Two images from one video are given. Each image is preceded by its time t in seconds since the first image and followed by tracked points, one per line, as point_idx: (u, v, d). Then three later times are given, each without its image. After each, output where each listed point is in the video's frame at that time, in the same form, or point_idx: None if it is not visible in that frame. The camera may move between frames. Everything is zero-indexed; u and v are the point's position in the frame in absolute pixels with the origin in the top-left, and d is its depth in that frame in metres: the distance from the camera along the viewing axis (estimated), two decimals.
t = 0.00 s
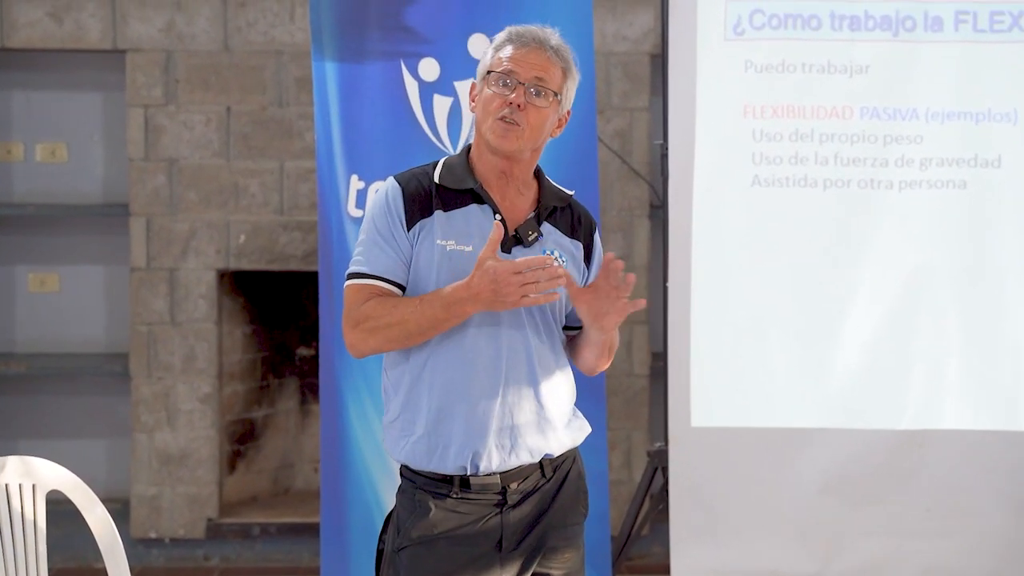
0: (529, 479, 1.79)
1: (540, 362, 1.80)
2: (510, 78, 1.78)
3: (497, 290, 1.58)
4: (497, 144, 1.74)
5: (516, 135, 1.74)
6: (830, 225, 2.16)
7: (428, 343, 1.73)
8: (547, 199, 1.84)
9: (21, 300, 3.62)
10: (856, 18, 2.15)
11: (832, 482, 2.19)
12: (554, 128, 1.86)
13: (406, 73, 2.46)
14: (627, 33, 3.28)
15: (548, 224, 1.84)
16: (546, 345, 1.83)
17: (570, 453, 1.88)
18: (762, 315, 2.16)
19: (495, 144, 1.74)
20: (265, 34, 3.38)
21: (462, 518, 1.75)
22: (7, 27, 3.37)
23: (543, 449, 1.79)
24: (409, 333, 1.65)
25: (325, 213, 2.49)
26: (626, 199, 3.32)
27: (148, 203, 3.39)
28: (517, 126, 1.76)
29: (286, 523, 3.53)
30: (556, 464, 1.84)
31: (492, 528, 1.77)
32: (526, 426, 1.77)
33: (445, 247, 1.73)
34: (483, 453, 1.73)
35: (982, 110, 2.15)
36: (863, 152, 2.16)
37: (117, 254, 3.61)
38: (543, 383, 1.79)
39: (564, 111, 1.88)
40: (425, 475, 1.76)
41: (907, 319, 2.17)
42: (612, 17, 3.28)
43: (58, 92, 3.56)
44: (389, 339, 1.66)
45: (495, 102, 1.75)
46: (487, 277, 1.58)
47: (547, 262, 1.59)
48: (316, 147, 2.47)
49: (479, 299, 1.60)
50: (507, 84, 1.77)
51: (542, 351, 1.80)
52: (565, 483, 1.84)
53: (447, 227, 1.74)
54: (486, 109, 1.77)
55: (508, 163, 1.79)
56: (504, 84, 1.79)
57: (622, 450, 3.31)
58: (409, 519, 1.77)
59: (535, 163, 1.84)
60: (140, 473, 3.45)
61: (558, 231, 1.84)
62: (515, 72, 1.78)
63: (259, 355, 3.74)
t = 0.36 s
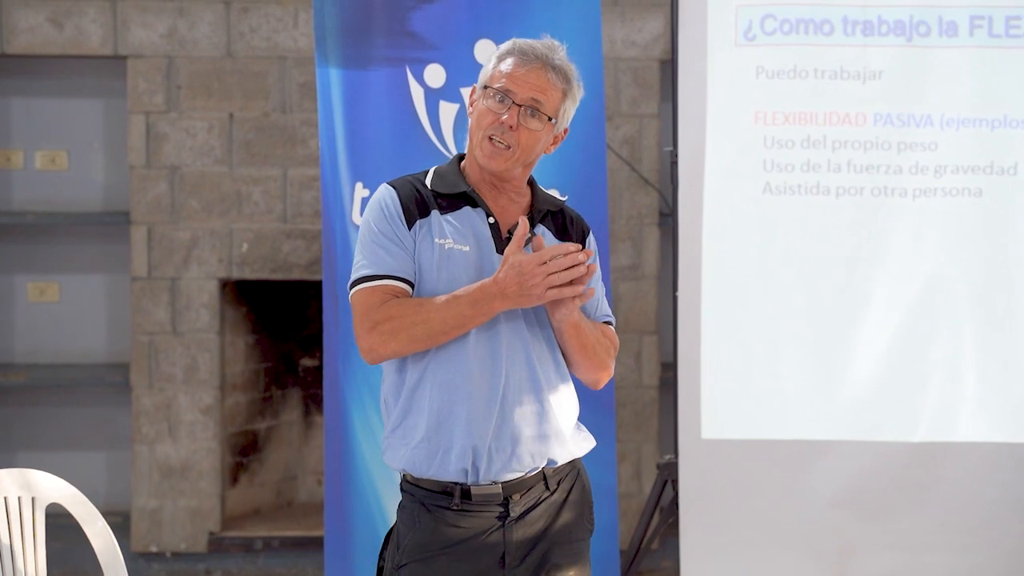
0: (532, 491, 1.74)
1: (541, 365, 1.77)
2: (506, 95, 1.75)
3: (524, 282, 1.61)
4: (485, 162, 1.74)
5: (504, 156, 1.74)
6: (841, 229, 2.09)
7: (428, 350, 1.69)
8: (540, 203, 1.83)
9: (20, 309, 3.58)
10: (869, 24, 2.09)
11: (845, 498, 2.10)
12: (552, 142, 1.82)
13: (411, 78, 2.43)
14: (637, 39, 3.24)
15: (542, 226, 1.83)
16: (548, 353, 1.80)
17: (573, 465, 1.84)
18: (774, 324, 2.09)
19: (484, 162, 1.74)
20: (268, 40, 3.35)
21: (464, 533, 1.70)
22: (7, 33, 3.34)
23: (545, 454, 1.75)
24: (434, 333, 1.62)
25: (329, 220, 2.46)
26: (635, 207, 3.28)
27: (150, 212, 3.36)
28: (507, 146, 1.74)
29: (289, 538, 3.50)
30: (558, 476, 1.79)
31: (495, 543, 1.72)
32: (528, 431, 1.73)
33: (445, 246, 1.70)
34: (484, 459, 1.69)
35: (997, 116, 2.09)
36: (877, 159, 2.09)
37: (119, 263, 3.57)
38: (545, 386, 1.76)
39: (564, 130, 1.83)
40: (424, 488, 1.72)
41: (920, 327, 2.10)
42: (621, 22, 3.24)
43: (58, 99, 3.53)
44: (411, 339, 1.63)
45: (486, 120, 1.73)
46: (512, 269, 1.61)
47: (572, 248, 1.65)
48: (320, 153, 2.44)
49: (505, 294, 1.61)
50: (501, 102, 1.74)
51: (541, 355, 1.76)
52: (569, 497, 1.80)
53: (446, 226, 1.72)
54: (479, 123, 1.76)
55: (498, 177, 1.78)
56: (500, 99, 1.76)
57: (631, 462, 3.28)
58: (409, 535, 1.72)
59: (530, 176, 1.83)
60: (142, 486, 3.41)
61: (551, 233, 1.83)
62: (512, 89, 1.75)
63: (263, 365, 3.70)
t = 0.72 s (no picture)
0: (535, 500, 1.69)
1: (542, 368, 1.73)
2: (507, 109, 1.70)
3: (530, 281, 1.57)
4: (487, 176, 1.70)
5: (506, 172, 1.71)
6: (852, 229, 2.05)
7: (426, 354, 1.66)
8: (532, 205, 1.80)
9: (19, 311, 3.54)
10: (884, 22, 2.04)
11: (860, 505, 2.05)
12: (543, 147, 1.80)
13: (416, 76, 2.38)
14: (646, 36, 3.20)
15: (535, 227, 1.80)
16: (550, 358, 1.76)
17: (574, 473, 1.79)
18: (787, 326, 2.03)
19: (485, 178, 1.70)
20: (272, 38, 3.31)
21: (463, 543, 1.66)
22: (6, 31, 3.31)
23: (549, 459, 1.71)
24: (442, 336, 1.58)
25: (333, 223, 2.42)
26: (644, 208, 3.23)
27: (151, 213, 3.32)
28: (509, 161, 1.71)
29: (291, 545, 3.45)
30: (561, 483, 1.75)
31: (497, 551, 1.68)
32: (530, 435, 1.69)
33: (441, 248, 1.66)
34: (486, 464, 1.65)
35: (1013, 117, 2.04)
36: (891, 159, 2.05)
37: (120, 265, 3.53)
38: (547, 389, 1.72)
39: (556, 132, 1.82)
40: (423, 497, 1.67)
41: (935, 330, 2.05)
42: (630, 20, 3.20)
43: (58, 98, 3.50)
44: (418, 342, 1.58)
45: (489, 135, 1.68)
46: (517, 268, 1.57)
47: (574, 242, 1.60)
48: (324, 154, 2.40)
49: (511, 292, 1.57)
50: (503, 116, 1.69)
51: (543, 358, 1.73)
52: (572, 504, 1.75)
53: (441, 228, 1.68)
54: (479, 136, 1.71)
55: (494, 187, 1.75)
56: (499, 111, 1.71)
57: (640, 469, 3.23)
58: (408, 546, 1.68)
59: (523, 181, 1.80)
60: (143, 492, 3.37)
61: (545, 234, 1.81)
62: (513, 103, 1.70)
63: (266, 369, 3.66)
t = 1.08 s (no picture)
0: (543, 511, 1.66)
1: (547, 375, 1.69)
2: (489, 90, 1.66)
3: (521, 297, 1.46)
4: (482, 162, 1.64)
5: (501, 151, 1.64)
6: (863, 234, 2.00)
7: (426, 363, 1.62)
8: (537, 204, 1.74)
9: (17, 317, 3.51)
10: (895, 22, 2.00)
11: (873, 513, 2.00)
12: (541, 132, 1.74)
13: (419, 78, 2.34)
14: (653, 37, 3.16)
15: (540, 229, 1.74)
16: (555, 365, 1.72)
17: (582, 482, 1.74)
18: (796, 332, 1.99)
19: (480, 162, 1.64)
20: (273, 39, 3.28)
21: (470, 553, 1.63)
22: (4, 32, 3.28)
23: (555, 468, 1.66)
24: (429, 348, 1.53)
25: (335, 227, 2.39)
26: (652, 213, 3.20)
27: (150, 217, 3.28)
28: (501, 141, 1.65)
29: (292, 554, 3.41)
30: (570, 493, 1.70)
31: (504, 563, 1.64)
32: (535, 445, 1.65)
33: (439, 254, 1.62)
34: (490, 476, 1.60)
35: None
36: (904, 162, 2.00)
37: (119, 270, 3.50)
38: (552, 396, 1.68)
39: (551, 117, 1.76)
40: (428, 507, 1.64)
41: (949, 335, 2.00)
42: (637, 20, 3.16)
43: (56, 101, 3.46)
44: (406, 355, 1.54)
45: (475, 117, 1.64)
46: (507, 281, 1.46)
47: (571, 263, 1.45)
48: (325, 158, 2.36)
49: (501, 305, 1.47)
50: (486, 97, 1.65)
51: (547, 364, 1.68)
52: (581, 515, 1.71)
53: (440, 234, 1.64)
54: (468, 124, 1.66)
55: (494, 178, 1.69)
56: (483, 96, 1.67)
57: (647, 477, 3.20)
58: (414, 555, 1.65)
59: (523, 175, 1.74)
60: (142, 501, 3.34)
61: (552, 236, 1.75)
62: (495, 83, 1.66)
63: (268, 376, 3.62)
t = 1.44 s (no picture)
0: (555, 516, 1.61)
1: (558, 383, 1.63)
2: (488, 82, 1.61)
3: (527, 303, 1.42)
4: (487, 151, 1.57)
5: (505, 139, 1.57)
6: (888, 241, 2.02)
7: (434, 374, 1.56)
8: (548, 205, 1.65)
9: (11, 320, 3.47)
10: (904, 20, 2.17)
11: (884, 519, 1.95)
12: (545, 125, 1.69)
13: (419, 77, 2.30)
14: (658, 36, 3.12)
15: (552, 231, 1.65)
16: (566, 369, 1.66)
17: (597, 487, 1.71)
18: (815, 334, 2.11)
19: (485, 152, 1.57)
20: (271, 38, 3.24)
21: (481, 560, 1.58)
22: None
23: (567, 477, 1.62)
24: (430, 362, 1.47)
25: (334, 227, 2.34)
26: (657, 214, 3.16)
27: (145, 219, 3.24)
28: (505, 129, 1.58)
29: (290, 563, 3.36)
30: (582, 499, 1.66)
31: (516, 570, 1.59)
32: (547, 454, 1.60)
33: (445, 267, 1.53)
34: (504, 487, 1.56)
35: None
36: (913, 163, 2.17)
37: (114, 273, 3.45)
38: (563, 404, 1.63)
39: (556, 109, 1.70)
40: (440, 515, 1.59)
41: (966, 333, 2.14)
42: (642, 19, 3.12)
43: (50, 101, 3.42)
44: (407, 370, 1.47)
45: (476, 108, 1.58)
46: (510, 287, 1.42)
47: (577, 261, 1.44)
48: (324, 157, 2.32)
49: (502, 314, 1.43)
50: (486, 88, 1.60)
51: (558, 372, 1.63)
52: (593, 520, 1.67)
53: (446, 243, 1.55)
54: (469, 117, 1.60)
55: (501, 172, 1.62)
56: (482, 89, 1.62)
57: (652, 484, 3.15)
58: (424, 563, 1.60)
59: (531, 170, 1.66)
60: (137, 508, 3.29)
61: (564, 238, 1.66)
62: (493, 73, 1.61)
63: (263, 380, 3.57)
